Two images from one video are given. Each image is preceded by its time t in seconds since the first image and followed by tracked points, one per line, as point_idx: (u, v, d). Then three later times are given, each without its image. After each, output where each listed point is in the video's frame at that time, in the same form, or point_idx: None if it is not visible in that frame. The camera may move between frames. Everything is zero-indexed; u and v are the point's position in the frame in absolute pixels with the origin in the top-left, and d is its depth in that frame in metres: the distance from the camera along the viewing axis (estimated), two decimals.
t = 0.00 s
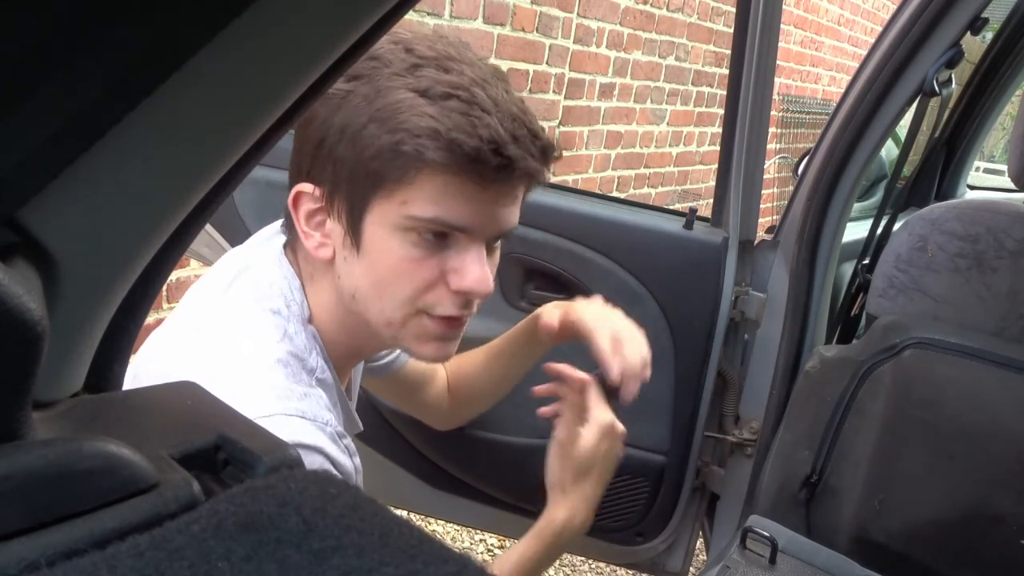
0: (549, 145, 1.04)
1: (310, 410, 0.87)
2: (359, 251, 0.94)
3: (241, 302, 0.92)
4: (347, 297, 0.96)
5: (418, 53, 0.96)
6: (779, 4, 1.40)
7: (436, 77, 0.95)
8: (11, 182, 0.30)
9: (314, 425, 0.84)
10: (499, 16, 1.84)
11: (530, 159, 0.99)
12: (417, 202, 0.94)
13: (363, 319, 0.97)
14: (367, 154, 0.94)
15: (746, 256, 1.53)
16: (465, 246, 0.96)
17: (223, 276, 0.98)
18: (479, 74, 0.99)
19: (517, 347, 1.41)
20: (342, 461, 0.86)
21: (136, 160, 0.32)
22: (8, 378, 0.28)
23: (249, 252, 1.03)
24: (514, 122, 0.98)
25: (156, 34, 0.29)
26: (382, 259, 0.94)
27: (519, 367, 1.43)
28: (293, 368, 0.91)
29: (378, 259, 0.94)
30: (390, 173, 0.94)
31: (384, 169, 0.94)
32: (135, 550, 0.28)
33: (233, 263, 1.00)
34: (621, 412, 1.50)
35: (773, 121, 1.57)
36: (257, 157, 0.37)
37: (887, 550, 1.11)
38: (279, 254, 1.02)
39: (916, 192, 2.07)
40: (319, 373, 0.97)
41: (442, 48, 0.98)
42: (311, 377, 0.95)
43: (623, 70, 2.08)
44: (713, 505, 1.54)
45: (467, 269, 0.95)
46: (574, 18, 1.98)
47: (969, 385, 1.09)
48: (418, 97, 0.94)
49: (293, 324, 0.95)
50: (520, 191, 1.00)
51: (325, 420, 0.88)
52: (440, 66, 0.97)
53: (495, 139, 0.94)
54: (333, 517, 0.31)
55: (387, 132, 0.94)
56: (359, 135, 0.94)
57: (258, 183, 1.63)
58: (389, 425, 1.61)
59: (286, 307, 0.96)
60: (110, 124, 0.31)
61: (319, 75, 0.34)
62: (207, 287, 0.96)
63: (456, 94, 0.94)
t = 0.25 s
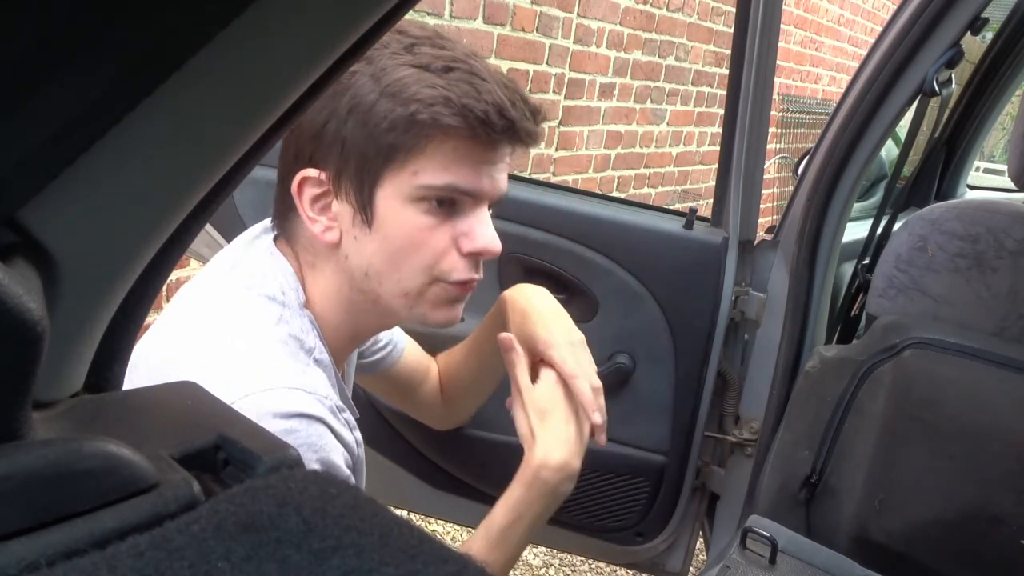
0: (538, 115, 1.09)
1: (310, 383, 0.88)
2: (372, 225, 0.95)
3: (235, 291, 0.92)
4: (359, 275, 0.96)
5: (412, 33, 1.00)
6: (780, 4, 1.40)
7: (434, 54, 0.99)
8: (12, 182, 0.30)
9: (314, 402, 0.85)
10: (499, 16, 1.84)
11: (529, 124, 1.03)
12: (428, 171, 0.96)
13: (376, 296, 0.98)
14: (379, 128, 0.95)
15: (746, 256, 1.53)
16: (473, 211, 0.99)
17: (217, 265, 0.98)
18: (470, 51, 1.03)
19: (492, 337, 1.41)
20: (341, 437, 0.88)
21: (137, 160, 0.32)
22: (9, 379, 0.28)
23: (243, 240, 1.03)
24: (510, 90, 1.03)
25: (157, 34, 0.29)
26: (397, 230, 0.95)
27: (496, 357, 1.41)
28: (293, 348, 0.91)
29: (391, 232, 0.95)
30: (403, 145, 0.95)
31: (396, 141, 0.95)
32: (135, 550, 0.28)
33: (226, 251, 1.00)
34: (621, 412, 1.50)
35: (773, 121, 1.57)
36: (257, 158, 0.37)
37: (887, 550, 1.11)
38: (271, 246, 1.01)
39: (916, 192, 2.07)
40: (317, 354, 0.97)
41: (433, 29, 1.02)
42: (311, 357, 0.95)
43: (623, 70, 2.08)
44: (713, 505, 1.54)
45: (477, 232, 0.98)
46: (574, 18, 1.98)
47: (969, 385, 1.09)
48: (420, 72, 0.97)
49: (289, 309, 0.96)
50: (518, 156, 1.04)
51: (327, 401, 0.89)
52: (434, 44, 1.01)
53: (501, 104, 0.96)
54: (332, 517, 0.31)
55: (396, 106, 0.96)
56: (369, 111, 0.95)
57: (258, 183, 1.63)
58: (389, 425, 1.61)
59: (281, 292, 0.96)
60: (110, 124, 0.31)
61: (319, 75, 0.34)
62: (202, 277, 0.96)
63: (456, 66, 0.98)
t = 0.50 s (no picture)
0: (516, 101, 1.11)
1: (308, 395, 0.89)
2: (357, 229, 0.98)
3: (229, 300, 0.93)
4: (351, 279, 1.00)
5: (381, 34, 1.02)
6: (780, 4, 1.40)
7: (406, 52, 1.01)
8: (12, 182, 0.30)
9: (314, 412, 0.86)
10: (498, 16, 1.84)
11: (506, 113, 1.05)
12: (409, 171, 0.99)
13: (369, 300, 1.01)
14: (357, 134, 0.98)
15: (746, 256, 1.54)
16: (459, 206, 1.02)
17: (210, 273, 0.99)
18: (441, 45, 1.05)
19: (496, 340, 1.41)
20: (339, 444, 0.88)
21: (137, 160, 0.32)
22: (9, 378, 0.28)
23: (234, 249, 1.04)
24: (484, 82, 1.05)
25: (156, 33, 0.29)
26: (383, 233, 0.98)
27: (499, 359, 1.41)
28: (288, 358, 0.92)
29: (377, 233, 0.98)
30: (382, 148, 0.98)
31: (374, 145, 0.98)
32: (135, 550, 0.28)
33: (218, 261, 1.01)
34: (621, 412, 1.50)
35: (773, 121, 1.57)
36: (257, 158, 0.37)
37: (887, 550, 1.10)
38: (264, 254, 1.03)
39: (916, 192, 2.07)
40: (313, 362, 0.99)
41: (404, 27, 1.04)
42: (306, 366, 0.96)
43: (623, 70, 2.08)
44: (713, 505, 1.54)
45: (463, 228, 1.01)
46: (574, 18, 1.98)
47: (969, 385, 1.09)
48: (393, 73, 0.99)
49: (283, 317, 0.97)
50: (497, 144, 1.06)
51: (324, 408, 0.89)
52: (405, 42, 1.02)
53: (474, 96, 0.99)
54: (332, 516, 0.31)
55: (371, 110, 0.98)
56: (346, 117, 0.98)
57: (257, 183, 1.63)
58: (389, 425, 1.61)
59: (275, 301, 0.97)
60: (111, 124, 0.31)
61: (320, 74, 0.34)
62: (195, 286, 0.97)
63: (427, 64, 1.01)
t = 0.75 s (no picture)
0: (516, 111, 1.06)
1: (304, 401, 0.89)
2: (343, 242, 0.95)
3: (224, 304, 0.94)
4: (338, 291, 0.97)
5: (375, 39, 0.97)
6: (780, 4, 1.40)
7: (398, 60, 0.97)
8: (11, 182, 0.30)
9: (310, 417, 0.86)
10: (498, 16, 1.84)
11: (501, 126, 1.00)
12: (396, 183, 0.95)
13: (356, 312, 0.98)
14: (342, 143, 0.94)
15: (746, 256, 1.53)
16: (450, 222, 0.97)
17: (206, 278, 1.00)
18: (437, 53, 1.01)
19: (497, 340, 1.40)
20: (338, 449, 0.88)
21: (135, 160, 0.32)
22: (9, 378, 0.28)
23: (229, 254, 1.05)
24: (480, 93, 1.01)
25: (155, 32, 0.29)
26: (369, 246, 0.94)
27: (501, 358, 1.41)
28: (283, 362, 0.93)
29: (363, 248, 0.95)
30: (367, 159, 0.94)
31: (360, 155, 0.94)
32: (134, 550, 0.28)
33: (213, 266, 1.02)
34: (621, 412, 1.50)
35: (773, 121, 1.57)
36: (256, 158, 0.37)
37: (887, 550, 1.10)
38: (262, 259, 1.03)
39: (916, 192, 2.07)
40: (310, 365, 0.98)
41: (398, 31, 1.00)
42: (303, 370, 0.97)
43: (623, 70, 2.08)
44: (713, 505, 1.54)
45: (454, 246, 0.96)
46: (574, 18, 1.98)
47: (969, 385, 1.09)
48: (383, 81, 0.95)
49: (279, 321, 0.97)
50: (492, 160, 1.01)
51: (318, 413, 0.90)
52: (400, 49, 0.98)
53: (464, 109, 0.95)
54: (332, 516, 0.31)
55: (359, 119, 0.94)
56: (332, 125, 0.94)
57: (257, 183, 1.63)
58: (389, 425, 1.61)
59: (270, 304, 0.98)
60: (110, 124, 0.31)
61: (319, 73, 0.34)
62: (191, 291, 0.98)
63: (419, 73, 0.97)
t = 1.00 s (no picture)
0: (540, 130, 1.06)
1: (328, 416, 0.88)
2: (361, 259, 0.96)
3: (242, 314, 0.93)
4: (353, 305, 0.98)
5: (400, 55, 0.96)
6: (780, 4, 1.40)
7: (422, 77, 0.96)
8: (11, 182, 0.30)
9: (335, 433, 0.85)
10: (498, 16, 1.84)
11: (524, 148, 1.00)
12: (417, 204, 0.94)
13: (371, 326, 0.99)
14: (363, 162, 0.94)
15: (746, 256, 1.53)
16: (470, 243, 0.97)
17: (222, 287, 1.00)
18: (462, 69, 1.00)
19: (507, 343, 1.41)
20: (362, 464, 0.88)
21: (136, 161, 0.32)
22: (8, 378, 0.28)
23: (245, 263, 1.05)
24: (505, 113, 1.00)
25: (156, 32, 0.29)
26: (386, 265, 0.95)
27: (511, 361, 1.41)
28: (305, 375, 0.92)
29: (381, 265, 0.95)
30: (388, 178, 0.94)
31: (380, 174, 0.94)
32: (134, 550, 0.28)
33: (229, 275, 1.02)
34: (621, 412, 1.50)
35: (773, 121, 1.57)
36: (255, 158, 0.37)
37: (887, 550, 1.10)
38: (278, 265, 1.03)
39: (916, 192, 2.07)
40: (329, 377, 0.98)
41: (423, 47, 0.98)
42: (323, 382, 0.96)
43: (623, 70, 2.08)
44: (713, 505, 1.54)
45: (473, 267, 0.96)
46: (574, 18, 1.98)
47: (969, 385, 1.09)
48: (406, 99, 0.94)
49: (297, 332, 0.97)
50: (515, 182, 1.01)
51: (342, 426, 0.89)
52: (424, 66, 0.97)
53: (489, 132, 0.94)
54: (332, 517, 0.31)
55: (381, 138, 0.94)
56: (353, 142, 0.94)
57: (257, 184, 1.63)
58: (389, 425, 1.61)
59: (288, 316, 0.97)
60: (110, 125, 0.31)
61: (320, 73, 0.34)
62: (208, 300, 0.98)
63: (444, 91, 0.95)
